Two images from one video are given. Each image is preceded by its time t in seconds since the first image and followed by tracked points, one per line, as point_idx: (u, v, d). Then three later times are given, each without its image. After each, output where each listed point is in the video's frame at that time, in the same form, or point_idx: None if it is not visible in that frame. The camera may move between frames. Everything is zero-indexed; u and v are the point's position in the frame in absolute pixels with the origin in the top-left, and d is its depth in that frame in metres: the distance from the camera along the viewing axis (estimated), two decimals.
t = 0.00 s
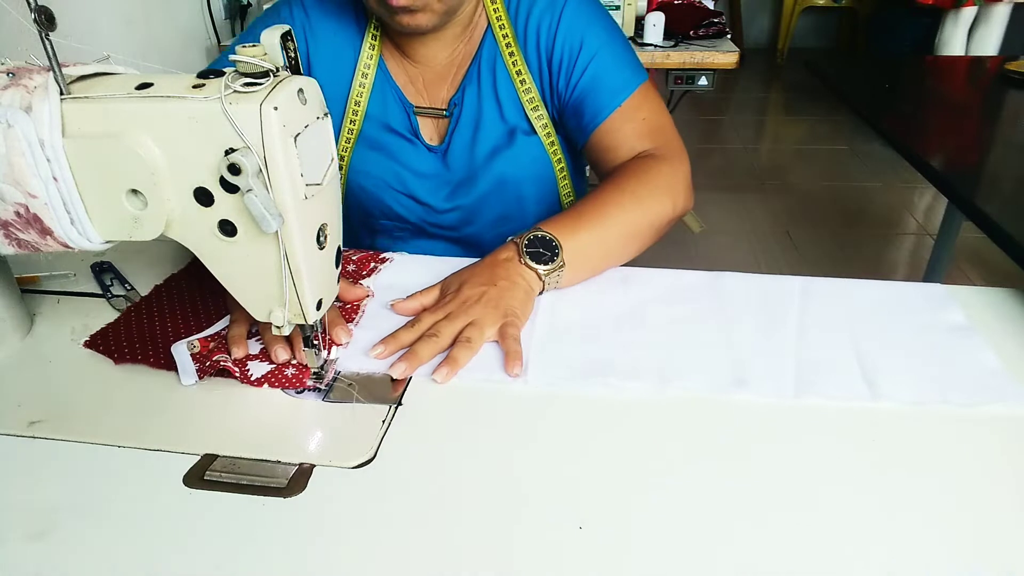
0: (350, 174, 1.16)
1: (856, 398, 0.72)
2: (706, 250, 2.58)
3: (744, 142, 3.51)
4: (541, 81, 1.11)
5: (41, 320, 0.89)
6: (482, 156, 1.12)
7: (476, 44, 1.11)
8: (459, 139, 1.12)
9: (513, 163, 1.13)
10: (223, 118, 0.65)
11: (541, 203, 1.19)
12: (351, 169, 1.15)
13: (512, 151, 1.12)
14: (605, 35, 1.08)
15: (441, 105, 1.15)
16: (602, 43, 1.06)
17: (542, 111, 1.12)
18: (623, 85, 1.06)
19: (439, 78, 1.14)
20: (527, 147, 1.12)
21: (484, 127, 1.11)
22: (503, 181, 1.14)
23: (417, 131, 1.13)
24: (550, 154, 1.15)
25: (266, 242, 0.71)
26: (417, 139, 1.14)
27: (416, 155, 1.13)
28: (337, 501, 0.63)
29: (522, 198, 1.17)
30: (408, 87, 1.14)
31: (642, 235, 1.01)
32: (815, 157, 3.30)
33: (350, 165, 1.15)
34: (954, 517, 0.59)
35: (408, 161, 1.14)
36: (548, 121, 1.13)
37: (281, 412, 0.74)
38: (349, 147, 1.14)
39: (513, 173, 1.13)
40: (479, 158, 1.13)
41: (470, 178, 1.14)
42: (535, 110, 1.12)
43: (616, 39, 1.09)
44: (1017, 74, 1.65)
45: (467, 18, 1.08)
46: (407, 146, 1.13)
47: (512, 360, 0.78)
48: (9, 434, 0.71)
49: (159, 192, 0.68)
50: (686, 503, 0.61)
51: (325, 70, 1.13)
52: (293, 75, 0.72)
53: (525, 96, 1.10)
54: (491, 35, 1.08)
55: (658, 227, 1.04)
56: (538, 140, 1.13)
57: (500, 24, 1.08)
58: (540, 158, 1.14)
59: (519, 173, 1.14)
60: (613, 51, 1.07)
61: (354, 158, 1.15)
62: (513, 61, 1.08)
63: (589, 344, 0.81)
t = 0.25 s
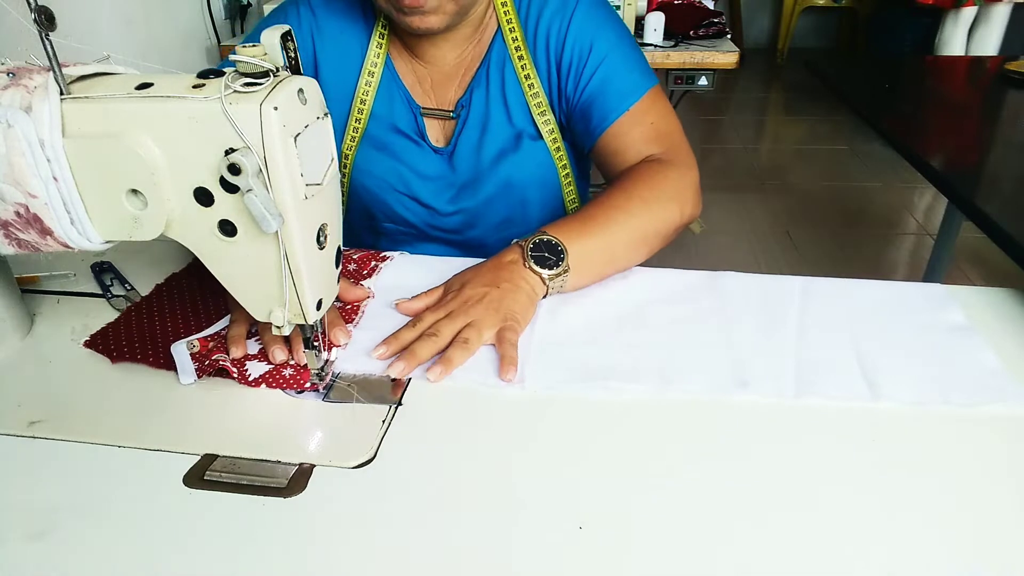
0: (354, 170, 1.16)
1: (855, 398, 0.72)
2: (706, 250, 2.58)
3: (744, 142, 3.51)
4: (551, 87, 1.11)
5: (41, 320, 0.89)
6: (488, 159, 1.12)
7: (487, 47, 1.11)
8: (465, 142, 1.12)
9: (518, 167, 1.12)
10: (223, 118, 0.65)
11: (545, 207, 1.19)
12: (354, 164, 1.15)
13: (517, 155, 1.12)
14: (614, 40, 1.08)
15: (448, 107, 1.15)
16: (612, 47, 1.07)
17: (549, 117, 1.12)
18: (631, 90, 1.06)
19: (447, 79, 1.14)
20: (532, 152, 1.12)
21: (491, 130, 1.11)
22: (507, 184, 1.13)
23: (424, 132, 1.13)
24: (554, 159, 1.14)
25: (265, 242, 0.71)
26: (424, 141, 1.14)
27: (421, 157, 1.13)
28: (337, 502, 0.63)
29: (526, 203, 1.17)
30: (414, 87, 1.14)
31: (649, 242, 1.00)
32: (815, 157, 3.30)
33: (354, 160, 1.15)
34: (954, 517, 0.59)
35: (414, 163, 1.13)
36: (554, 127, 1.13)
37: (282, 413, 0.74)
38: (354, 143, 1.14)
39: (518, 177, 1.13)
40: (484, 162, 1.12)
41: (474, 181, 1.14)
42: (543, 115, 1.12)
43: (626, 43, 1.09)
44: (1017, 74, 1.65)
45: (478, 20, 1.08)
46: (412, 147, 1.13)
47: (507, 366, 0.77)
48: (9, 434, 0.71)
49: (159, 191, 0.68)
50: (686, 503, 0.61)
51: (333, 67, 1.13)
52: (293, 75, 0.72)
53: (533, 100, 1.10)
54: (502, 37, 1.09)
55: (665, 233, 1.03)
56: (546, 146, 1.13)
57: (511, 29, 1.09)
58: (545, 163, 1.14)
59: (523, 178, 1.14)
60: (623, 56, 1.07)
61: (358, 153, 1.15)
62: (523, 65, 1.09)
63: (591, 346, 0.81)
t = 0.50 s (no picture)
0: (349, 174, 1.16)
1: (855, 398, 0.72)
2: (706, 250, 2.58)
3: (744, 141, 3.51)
4: (562, 99, 1.14)
5: (42, 319, 0.89)
6: (484, 165, 1.12)
7: (487, 56, 1.12)
8: (462, 148, 1.12)
9: (515, 173, 1.13)
10: (223, 118, 0.65)
11: (540, 215, 1.18)
12: (350, 168, 1.15)
13: (515, 162, 1.12)
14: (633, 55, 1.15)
15: (446, 110, 1.14)
16: (636, 69, 1.14)
17: (551, 126, 1.14)
18: (655, 103, 1.14)
19: (444, 82, 1.14)
20: (529, 161, 1.13)
21: (490, 137, 1.11)
22: (503, 192, 1.13)
23: (422, 136, 1.13)
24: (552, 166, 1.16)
25: (266, 242, 0.71)
26: (420, 146, 1.13)
27: (416, 163, 1.13)
28: (337, 501, 0.63)
29: (520, 211, 1.16)
30: (411, 91, 1.14)
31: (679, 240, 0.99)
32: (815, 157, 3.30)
33: (349, 164, 1.15)
34: (954, 518, 0.59)
35: (409, 168, 1.12)
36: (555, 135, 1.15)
37: (282, 413, 0.74)
38: (350, 146, 1.14)
39: (513, 184, 1.13)
40: (480, 168, 1.12)
41: (469, 187, 1.13)
42: (545, 124, 1.14)
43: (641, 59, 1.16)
44: (1017, 74, 1.65)
45: (475, 22, 1.09)
46: (408, 152, 1.12)
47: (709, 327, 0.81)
48: (9, 434, 0.71)
49: (158, 192, 0.68)
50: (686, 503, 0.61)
51: (332, 71, 1.14)
52: (294, 75, 0.72)
53: (536, 109, 1.13)
54: (506, 46, 1.11)
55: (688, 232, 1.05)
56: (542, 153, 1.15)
57: (515, 37, 1.11)
58: (543, 171, 1.15)
59: (519, 185, 1.13)
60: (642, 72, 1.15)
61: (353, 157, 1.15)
62: (527, 73, 1.11)
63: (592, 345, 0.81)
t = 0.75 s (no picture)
0: (349, 175, 1.15)
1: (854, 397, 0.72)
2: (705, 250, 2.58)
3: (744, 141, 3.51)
4: (568, 103, 1.16)
5: (42, 319, 0.89)
6: (486, 166, 1.12)
7: (490, 54, 1.12)
8: (464, 148, 1.12)
9: (517, 174, 1.13)
10: (223, 118, 0.65)
11: (540, 216, 1.19)
12: (350, 169, 1.14)
13: (517, 163, 1.13)
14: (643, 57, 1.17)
15: (447, 110, 1.14)
16: (643, 73, 1.16)
17: (555, 127, 1.15)
18: (664, 104, 1.17)
19: (445, 82, 1.13)
20: (532, 161, 1.14)
21: (493, 138, 1.12)
22: (504, 193, 1.13)
23: (423, 137, 1.12)
24: (556, 166, 1.16)
25: (266, 242, 0.71)
26: (421, 147, 1.13)
27: (418, 164, 1.12)
28: (338, 502, 0.63)
29: (521, 212, 1.16)
30: (412, 91, 1.13)
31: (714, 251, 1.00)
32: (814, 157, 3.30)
33: (350, 165, 1.15)
34: (954, 518, 0.59)
35: (410, 171, 1.12)
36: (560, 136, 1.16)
37: (282, 413, 0.74)
38: (351, 148, 1.14)
39: (515, 185, 1.13)
40: (482, 170, 1.12)
41: (470, 188, 1.13)
42: (549, 124, 1.14)
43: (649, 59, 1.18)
44: (1017, 74, 1.65)
45: (476, 24, 1.09)
46: (409, 153, 1.12)
47: (807, 347, 0.78)
48: (9, 434, 0.71)
49: (158, 192, 0.68)
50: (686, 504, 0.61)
51: (332, 72, 1.14)
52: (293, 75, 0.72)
53: (541, 109, 1.13)
54: (508, 46, 1.11)
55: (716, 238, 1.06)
56: (544, 154, 1.15)
57: (518, 37, 1.11)
58: (545, 171, 1.16)
59: (521, 185, 1.14)
60: (651, 72, 1.17)
61: (354, 158, 1.14)
62: (531, 74, 1.12)
63: (592, 345, 0.81)
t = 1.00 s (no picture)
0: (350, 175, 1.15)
1: (853, 398, 0.73)
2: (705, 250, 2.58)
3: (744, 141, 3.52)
4: (569, 102, 1.15)
5: (41, 319, 0.89)
6: (487, 166, 1.12)
7: (493, 53, 1.12)
8: (466, 148, 1.12)
9: (518, 174, 1.13)
10: (223, 118, 0.65)
11: (540, 217, 1.19)
12: (351, 168, 1.14)
13: (518, 163, 1.13)
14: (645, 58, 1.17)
15: (449, 109, 1.14)
16: (645, 73, 1.16)
17: (557, 127, 1.15)
18: (665, 105, 1.17)
19: (448, 82, 1.13)
20: (533, 161, 1.14)
21: (494, 137, 1.12)
22: (505, 193, 1.13)
23: (424, 136, 1.12)
24: (556, 166, 1.16)
25: (266, 242, 0.71)
26: (422, 146, 1.13)
27: (419, 164, 1.12)
28: (337, 502, 0.63)
29: (521, 213, 1.16)
30: (414, 91, 1.14)
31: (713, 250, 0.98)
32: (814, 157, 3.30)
33: (350, 165, 1.15)
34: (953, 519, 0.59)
35: (410, 171, 1.12)
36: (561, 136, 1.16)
37: (282, 413, 0.74)
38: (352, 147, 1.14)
39: (516, 186, 1.13)
40: (483, 169, 1.12)
41: (471, 188, 1.13)
42: (550, 124, 1.14)
43: (651, 59, 1.18)
44: (1017, 74, 1.65)
45: (479, 24, 1.09)
46: (410, 153, 1.12)
47: (813, 359, 0.77)
48: (9, 434, 0.71)
49: (158, 192, 0.68)
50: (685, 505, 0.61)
51: (333, 71, 1.14)
52: (293, 75, 0.72)
53: (542, 109, 1.13)
54: (510, 46, 1.11)
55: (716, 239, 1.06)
56: (545, 154, 1.15)
57: (520, 37, 1.11)
58: (546, 171, 1.16)
59: (521, 186, 1.14)
60: (653, 72, 1.17)
61: (354, 158, 1.14)
62: (533, 75, 1.12)
63: (591, 353, 0.80)
